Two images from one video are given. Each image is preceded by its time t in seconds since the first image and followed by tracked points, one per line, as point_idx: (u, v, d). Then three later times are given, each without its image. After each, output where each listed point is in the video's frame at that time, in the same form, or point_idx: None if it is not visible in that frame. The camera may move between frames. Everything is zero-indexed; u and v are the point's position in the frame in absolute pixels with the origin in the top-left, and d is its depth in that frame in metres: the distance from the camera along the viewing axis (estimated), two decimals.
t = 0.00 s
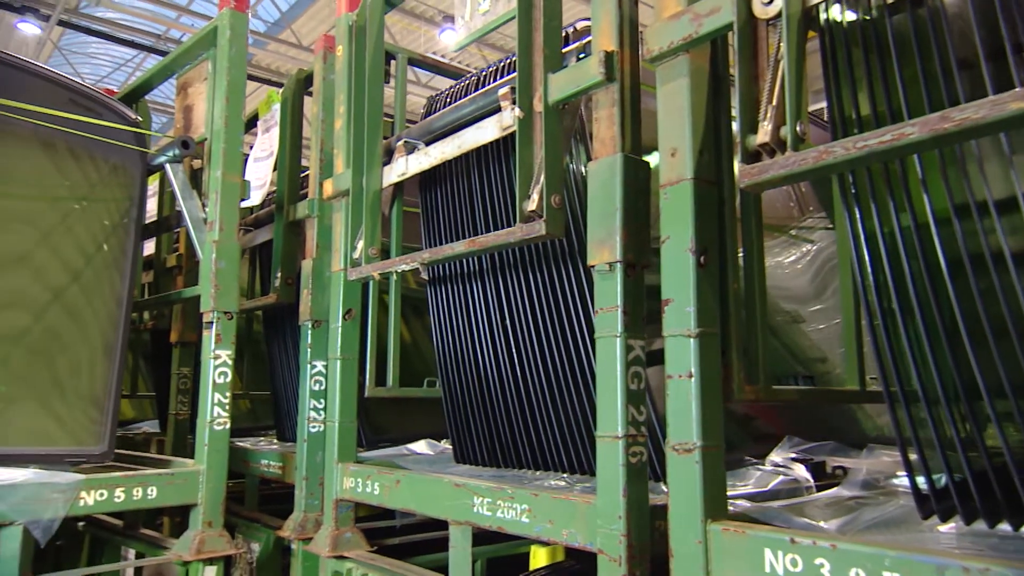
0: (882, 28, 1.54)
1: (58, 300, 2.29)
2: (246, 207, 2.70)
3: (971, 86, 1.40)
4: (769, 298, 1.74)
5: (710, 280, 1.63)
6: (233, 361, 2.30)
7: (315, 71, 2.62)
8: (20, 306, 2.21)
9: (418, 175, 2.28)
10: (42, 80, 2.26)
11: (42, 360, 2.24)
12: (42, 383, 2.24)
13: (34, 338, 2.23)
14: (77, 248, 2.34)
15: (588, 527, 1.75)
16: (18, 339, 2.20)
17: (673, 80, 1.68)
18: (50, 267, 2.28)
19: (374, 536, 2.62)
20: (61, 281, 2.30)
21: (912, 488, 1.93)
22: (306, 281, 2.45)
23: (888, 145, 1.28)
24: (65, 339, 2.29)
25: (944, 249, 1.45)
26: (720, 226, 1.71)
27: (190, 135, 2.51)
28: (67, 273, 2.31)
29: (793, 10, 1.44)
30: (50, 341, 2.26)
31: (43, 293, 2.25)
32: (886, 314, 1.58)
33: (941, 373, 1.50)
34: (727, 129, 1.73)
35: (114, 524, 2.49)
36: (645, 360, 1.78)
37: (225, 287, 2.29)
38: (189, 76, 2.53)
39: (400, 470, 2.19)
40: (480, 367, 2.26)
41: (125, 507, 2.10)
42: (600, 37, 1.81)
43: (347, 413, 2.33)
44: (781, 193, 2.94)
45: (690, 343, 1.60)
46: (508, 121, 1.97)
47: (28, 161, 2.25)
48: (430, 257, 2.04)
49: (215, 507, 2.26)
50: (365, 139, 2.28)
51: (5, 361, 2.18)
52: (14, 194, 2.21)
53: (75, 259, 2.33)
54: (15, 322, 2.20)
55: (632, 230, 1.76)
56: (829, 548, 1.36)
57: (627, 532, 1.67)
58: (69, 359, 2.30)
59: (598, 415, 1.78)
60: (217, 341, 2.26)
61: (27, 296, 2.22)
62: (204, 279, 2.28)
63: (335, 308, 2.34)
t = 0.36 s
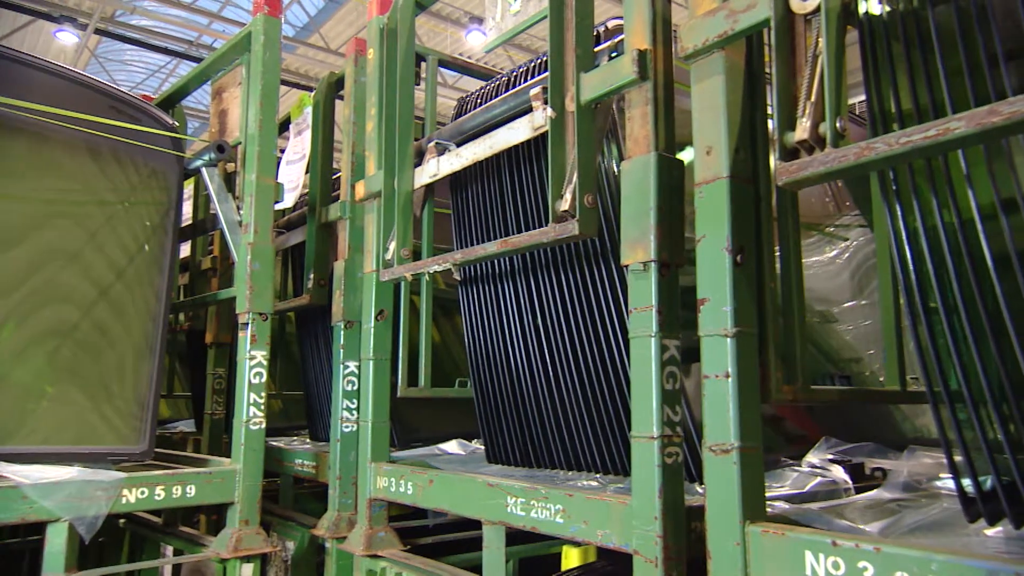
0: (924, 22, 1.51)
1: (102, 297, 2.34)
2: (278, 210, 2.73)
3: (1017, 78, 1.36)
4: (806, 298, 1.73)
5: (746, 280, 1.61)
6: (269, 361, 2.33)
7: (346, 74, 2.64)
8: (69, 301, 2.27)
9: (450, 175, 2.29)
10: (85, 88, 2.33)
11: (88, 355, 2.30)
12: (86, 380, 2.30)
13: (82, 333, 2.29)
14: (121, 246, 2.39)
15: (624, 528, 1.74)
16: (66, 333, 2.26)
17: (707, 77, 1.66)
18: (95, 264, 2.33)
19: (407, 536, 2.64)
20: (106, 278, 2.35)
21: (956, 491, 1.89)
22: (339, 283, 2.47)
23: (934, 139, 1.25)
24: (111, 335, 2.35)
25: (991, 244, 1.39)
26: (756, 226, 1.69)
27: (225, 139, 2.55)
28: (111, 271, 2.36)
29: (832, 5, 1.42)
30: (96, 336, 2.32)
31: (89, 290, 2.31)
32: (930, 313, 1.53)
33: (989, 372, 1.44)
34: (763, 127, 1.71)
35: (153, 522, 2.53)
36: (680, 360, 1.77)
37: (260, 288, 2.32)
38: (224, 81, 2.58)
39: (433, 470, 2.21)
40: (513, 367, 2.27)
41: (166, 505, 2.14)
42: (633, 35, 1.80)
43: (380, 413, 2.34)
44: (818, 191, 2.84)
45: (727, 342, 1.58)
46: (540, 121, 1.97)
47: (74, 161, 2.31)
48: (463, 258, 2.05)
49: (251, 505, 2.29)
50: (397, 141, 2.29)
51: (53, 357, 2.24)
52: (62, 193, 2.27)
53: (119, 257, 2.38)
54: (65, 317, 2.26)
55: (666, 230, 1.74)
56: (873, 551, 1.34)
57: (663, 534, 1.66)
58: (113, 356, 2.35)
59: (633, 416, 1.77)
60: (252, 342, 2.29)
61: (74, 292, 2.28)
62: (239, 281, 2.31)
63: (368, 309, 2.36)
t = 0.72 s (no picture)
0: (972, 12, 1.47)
1: (147, 296, 2.40)
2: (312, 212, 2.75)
3: None
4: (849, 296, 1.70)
5: (787, 278, 1.59)
6: (305, 362, 2.36)
7: (379, 77, 2.66)
8: (118, 298, 2.34)
9: (483, 176, 2.29)
10: (127, 95, 2.39)
11: (136, 351, 2.37)
12: (130, 380, 2.35)
13: (129, 330, 2.36)
14: (165, 247, 2.45)
15: (662, 529, 1.73)
16: (115, 328, 2.33)
17: (746, 74, 1.64)
18: (141, 264, 2.40)
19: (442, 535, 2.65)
20: (152, 277, 2.41)
21: (1005, 494, 1.84)
22: (373, 284, 2.49)
23: (984, 133, 1.22)
24: (158, 331, 2.42)
25: None
26: (797, 224, 1.67)
27: (261, 143, 2.59)
28: (156, 272, 2.43)
29: None
30: (143, 333, 2.38)
31: (137, 288, 2.38)
32: (978, 310, 1.48)
33: None
34: (803, 124, 1.69)
35: (193, 519, 2.58)
36: (719, 360, 1.75)
37: (297, 289, 2.35)
38: (260, 85, 2.61)
39: (468, 470, 2.22)
40: (547, 367, 2.27)
41: (207, 503, 2.18)
42: (669, 33, 1.79)
43: (415, 413, 2.36)
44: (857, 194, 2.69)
45: (768, 342, 1.56)
46: (574, 121, 1.97)
47: (118, 167, 2.36)
48: (497, 258, 2.06)
49: (289, 504, 2.32)
50: (431, 142, 2.31)
51: (101, 355, 2.30)
52: (110, 194, 2.35)
53: (162, 257, 2.45)
54: (115, 313, 2.33)
55: (704, 228, 1.73)
56: (922, 555, 1.31)
57: (703, 534, 1.64)
58: (157, 354, 2.41)
59: (671, 416, 1.76)
60: (289, 342, 2.32)
61: (121, 292, 2.35)
62: (276, 283, 2.34)
63: (402, 310, 2.37)
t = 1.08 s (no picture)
0: None
1: (193, 292, 2.46)
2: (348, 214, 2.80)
3: None
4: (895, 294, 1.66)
5: (832, 276, 1.56)
6: (343, 362, 2.38)
7: (413, 79, 2.67)
8: (166, 294, 2.40)
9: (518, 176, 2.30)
10: (170, 101, 2.43)
11: (183, 347, 2.42)
12: (175, 379, 2.40)
13: (177, 325, 2.41)
14: (209, 245, 2.51)
15: (703, 530, 1.71)
16: (163, 324, 2.39)
17: (788, 69, 1.61)
18: (187, 262, 2.45)
19: (478, 534, 2.66)
20: (197, 275, 2.47)
21: None
22: (409, 285, 2.50)
23: None
24: (205, 326, 2.47)
25: None
26: (841, 222, 1.63)
27: (298, 146, 2.62)
28: (200, 270, 2.48)
29: None
30: (190, 329, 2.44)
31: (183, 285, 2.44)
32: None
33: None
34: (847, 119, 1.66)
35: (234, 517, 2.62)
36: (760, 359, 1.72)
37: (334, 290, 2.37)
38: (297, 89, 2.65)
39: (505, 470, 2.22)
40: (584, 367, 2.27)
41: (249, 501, 2.22)
42: (707, 30, 1.77)
43: (451, 413, 2.37)
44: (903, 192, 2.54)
45: (812, 341, 1.53)
46: (611, 120, 1.97)
47: (160, 172, 2.41)
48: (534, 258, 2.06)
49: (328, 502, 2.35)
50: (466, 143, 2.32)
51: (149, 350, 2.35)
52: (155, 195, 2.41)
53: (206, 256, 2.50)
54: (163, 308, 2.39)
55: (745, 226, 1.71)
56: (976, 560, 1.27)
57: (745, 536, 1.62)
58: (203, 350, 2.47)
59: (712, 416, 1.74)
60: (327, 343, 2.34)
61: (169, 289, 2.41)
62: (314, 284, 2.37)
63: (438, 310, 2.39)
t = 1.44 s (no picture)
0: None
1: (235, 291, 2.50)
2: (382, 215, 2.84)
3: None
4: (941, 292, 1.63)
5: (877, 274, 1.52)
6: (379, 362, 2.39)
7: (446, 80, 2.68)
8: (211, 289, 2.45)
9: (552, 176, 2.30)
10: (210, 106, 2.48)
11: (226, 342, 2.47)
12: (217, 376, 2.45)
13: (221, 320, 2.46)
14: (250, 244, 2.55)
15: (744, 532, 1.69)
16: (208, 319, 2.44)
17: (830, 64, 1.58)
18: (229, 259, 2.50)
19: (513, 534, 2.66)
20: (240, 272, 2.52)
21: None
22: (443, 285, 2.51)
23: None
24: (248, 321, 2.52)
25: None
26: (886, 218, 1.60)
27: (332, 149, 2.65)
28: (241, 269, 2.52)
29: None
30: (235, 322, 2.49)
31: (226, 282, 2.49)
32: None
33: None
34: (891, 114, 1.62)
35: (273, 515, 2.66)
36: (802, 358, 1.70)
37: (370, 291, 2.39)
38: (332, 92, 2.68)
39: (541, 470, 2.22)
40: (619, 367, 2.26)
41: (288, 499, 2.25)
42: (745, 25, 1.75)
43: (485, 413, 2.38)
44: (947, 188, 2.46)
45: (857, 340, 1.49)
46: (647, 118, 1.96)
47: (200, 176, 2.45)
48: (569, 258, 2.06)
49: (365, 501, 2.37)
50: (499, 144, 2.32)
51: (195, 345, 2.41)
52: (196, 199, 2.45)
53: (247, 254, 2.54)
54: (206, 306, 2.44)
55: (785, 225, 1.68)
56: None
57: (788, 539, 1.59)
58: (245, 347, 2.51)
59: (752, 417, 1.71)
60: (363, 343, 2.36)
61: (212, 287, 2.46)
62: (350, 285, 2.39)
63: (473, 311, 2.40)
